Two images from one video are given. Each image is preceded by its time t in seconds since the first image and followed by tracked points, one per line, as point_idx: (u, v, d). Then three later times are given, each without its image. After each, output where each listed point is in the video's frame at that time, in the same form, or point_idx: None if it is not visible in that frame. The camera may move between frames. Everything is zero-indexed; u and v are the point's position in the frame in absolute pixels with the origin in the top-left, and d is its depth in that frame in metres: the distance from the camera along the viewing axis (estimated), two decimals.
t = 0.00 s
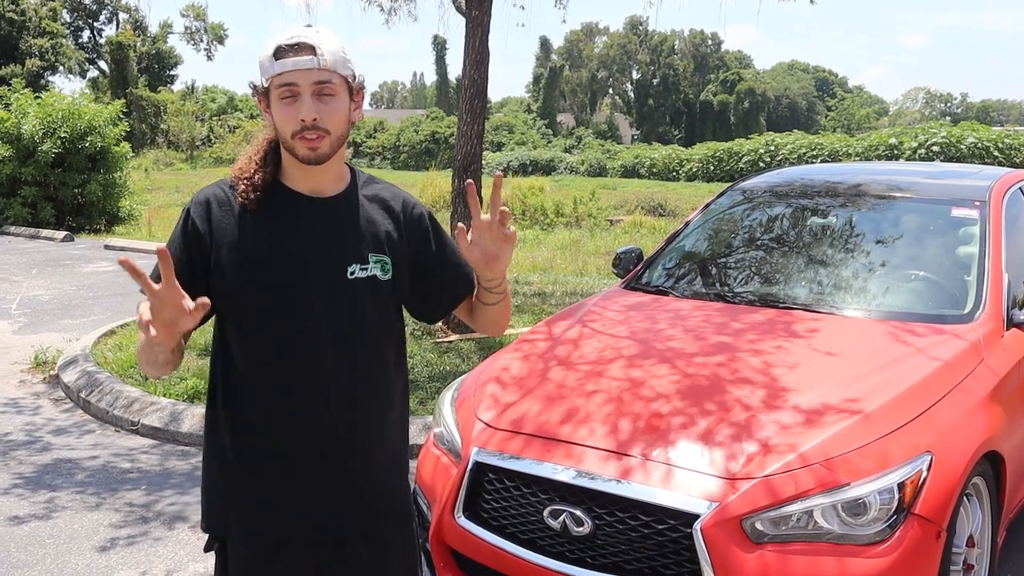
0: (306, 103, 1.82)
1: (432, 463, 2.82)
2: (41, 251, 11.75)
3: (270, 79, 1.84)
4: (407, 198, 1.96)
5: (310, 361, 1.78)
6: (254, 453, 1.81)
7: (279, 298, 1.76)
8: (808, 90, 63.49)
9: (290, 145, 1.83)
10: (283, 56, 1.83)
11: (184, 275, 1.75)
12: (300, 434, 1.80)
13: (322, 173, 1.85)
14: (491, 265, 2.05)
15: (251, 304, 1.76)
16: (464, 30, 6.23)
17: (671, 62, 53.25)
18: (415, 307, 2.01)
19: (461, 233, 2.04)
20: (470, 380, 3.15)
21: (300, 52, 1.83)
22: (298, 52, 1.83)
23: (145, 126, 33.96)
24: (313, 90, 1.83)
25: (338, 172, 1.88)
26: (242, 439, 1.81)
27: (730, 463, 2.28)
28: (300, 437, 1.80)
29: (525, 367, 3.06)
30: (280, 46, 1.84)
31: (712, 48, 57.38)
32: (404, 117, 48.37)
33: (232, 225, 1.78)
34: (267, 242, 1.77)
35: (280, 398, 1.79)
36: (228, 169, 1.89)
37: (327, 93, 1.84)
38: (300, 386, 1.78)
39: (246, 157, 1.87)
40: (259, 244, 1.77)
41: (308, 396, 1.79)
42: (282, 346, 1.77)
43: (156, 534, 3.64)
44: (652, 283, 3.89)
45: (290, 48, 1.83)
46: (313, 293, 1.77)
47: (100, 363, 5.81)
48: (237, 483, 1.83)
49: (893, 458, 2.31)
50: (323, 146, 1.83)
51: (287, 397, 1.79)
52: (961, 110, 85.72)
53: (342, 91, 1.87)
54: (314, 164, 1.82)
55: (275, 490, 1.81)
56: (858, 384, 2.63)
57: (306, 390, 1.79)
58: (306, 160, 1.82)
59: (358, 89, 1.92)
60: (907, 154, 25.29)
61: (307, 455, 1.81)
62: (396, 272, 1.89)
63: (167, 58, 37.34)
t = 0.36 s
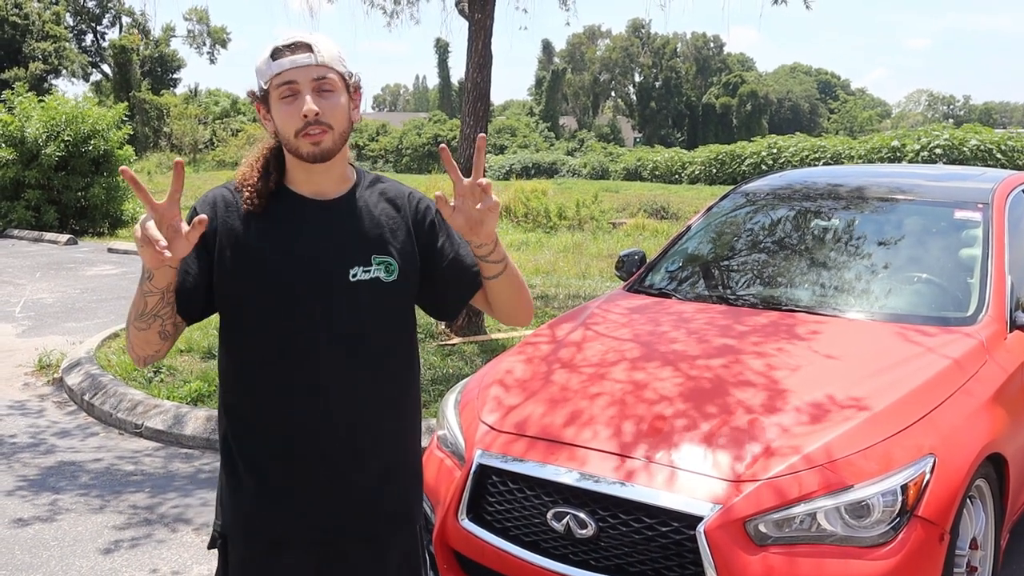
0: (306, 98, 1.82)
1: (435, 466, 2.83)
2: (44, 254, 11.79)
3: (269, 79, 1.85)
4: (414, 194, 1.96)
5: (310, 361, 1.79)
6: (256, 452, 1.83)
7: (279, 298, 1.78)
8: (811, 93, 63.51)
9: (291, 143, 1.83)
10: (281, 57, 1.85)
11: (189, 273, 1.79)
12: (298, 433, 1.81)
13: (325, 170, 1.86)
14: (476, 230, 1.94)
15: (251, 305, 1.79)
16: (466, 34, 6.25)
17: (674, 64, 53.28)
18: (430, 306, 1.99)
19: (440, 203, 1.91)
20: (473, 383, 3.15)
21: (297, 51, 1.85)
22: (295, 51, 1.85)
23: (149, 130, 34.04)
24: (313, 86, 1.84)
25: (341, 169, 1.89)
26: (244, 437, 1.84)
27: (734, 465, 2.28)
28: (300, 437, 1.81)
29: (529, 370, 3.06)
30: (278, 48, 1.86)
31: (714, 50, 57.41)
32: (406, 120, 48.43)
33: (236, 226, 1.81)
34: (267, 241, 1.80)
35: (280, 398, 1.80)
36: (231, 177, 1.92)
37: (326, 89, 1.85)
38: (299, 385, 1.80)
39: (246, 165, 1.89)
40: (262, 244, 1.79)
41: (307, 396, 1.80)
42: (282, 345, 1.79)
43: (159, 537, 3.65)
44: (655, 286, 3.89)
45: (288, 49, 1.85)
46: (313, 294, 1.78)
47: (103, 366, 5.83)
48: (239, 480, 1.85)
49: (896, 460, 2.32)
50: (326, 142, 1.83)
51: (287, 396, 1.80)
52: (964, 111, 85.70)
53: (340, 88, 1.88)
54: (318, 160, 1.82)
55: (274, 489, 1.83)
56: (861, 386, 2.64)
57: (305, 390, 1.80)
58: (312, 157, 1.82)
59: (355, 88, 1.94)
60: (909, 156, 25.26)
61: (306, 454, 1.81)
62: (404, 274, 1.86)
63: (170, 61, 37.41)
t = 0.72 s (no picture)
0: (319, 100, 1.83)
1: (443, 469, 2.84)
2: (53, 258, 11.85)
3: (288, 77, 1.87)
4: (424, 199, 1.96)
5: (319, 365, 1.80)
6: (266, 455, 1.84)
7: (290, 304, 1.80)
8: (818, 97, 63.51)
9: (300, 143, 1.85)
10: (303, 57, 1.87)
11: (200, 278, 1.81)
12: (307, 438, 1.82)
13: (332, 177, 1.87)
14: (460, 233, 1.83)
15: (261, 310, 1.81)
16: (474, 38, 6.27)
17: (681, 68, 53.27)
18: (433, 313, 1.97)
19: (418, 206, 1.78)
20: (482, 387, 3.16)
21: (320, 53, 1.87)
22: (317, 54, 1.87)
23: (156, 134, 34.16)
24: (329, 89, 1.85)
25: (349, 176, 1.89)
26: (253, 441, 1.86)
27: (743, 468, 2.29)
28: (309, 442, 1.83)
29: (537, 373, 3.07)
30: (301, 49, 1.88)
31: (720, 55, 57.39)
32: (413, 124, 48.52)
33: (247, 232, 1.83)
34: (276, 246, 1.81)
35: (290, 403, 1.82)
36: (245, 178, 1.95)
37: (342, 94, 1.86)
38: (309, 390, 1.81)
39: (261, 167, 1.92)
40: (274, 250, 1.81)
41: (316, 401, 1.82)
42: (291, 351, 1.81)
43: (168, 540, 3.67)
44: (662, 290, 3.90)
45: (311, 50, 1.88)
46: (323, 299, 1.80)
47: (112, 369, 5.87)
48: (249, 483, 1.87)
49: (904, 464, 2.32)
50: (334, 148, 1.84)
51: (296, 401, 1.82)
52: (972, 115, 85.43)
53: (358, 95, 1.88)
54: (324, 164, 1.83)
55: (283, 493, 1.84)
56: (869, 390, 2.64)
57: (314, 395, 1.82)
58: (319, 160, 1.83)
59: (375, 97, 1.94)
60: (917, 160, 25.21)
61: (314, 459, 1.83)
62: (410, 279, 1.87)
63: (178, 66, 37.56)
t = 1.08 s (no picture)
0: (333, 108, 1.85)
1: (450, 476, 2.85)
2: (60, 265, 11.90)
3: (305, 83, 1.88)
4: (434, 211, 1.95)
5: (327, 370, 1.82)
6: (273, 458, 1.86)
7: (299, 310, 1.81)
8: (823, 104, 63.56)
9: (314, 150, 1.87)
10: (319, 63, 1.88)
11: (212, 283, 1.84)
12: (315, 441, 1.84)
13: (346, 185, 1.89)
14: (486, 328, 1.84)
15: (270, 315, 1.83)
16: (481, 46, 6.29)
17: (686, 75, 53.33)
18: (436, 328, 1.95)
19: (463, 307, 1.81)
20: (489, 393, 3.18)
21: (336, 60, 1.87)
22: (334, 60, 1.87)
23: (163, 141, 34.29)
24: (344, 97, 1.86)
25: (363, 185, 1.90)
26: (262, 444, 1.88)
27: (750, 475, 2.29)
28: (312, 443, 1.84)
29: (544, 380, 3.08)
30: (318, 54, 1.89)
31: (726, 62, 57.45)
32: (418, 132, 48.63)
33: (258, 239, 1.85)
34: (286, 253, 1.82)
35: (298, 408, 1.84)
36: (259, 186, 1.97)
37: (356, 102, 1.87)
38: (313, 391, 1.83)
39: (275, 174, 1.94)
40: (285, 257, 1.82)
41: (324, 406, 1.83)
42: (299, 357, 1.82)
43: (175, 546, 3.68)
44: (668, 297, 3.91)
45: (328, 57, 1.88)
46: (331, 305, 1.81)
47: (119, 376, 5.89)
48: (258, 486, 1.89)
49: (911, 471, 2.32)
50: (346, 155, 1.86)
51: (304, 406, 1.83)
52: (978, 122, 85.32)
53: (373, 103, 1.89)
54: (336, 171, 1.86)
55: (290, 496, 1.86)
56: (876, 396, 2.64)
57: (321, 399, 1.83)
58: (330, 167, 1.86)
59: (393, 106, 1.94)
60: (923, 167, 25.19)
61: (318, 462, 1.84)
62: (419, 287, 1.88)
63: (184, 73, 37.74)
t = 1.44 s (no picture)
0: (379, 114, 1.86)
1: (457, 477, 2.85)
2: (68, 268, 11.94)
3: (344, 83, 1.86)
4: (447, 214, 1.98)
5: (339, 370, 1.83)
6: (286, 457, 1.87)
7: (313, 311, 1.83)
8: (830, 107, 63.48)
9: (351, 152, 1.88)
10: (362, 67, 1.87)
11: (227, 284, 1.85)
12: (326, 441, 1.84)
13: (371, 188, 1.90)
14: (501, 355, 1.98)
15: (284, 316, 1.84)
16: (487, 47, 6.30)
17: (692, 77, 53.32)
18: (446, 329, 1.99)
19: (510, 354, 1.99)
20: (495, 395, 3.18)
21: (379, 65, 1.88)
22: (377, 65, 1.88)
23: (170, 144, 34.39)
24: (387, 103, 1.88)
25: (384, 187, 1.92)
26: (275, 443, 1.89)
27: (757, 477, 2.29)
28: (320, 443, 1.85)
29: (550, 382, 3.08)
30: (358, 56, 1.88)
31: (732, 64, 57.40)
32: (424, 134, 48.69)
33: (273, 240, 1.85)
34: (301, 255, 1.83)
35: (311, 409, 1.85)
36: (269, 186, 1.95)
37: (395, 109, 1.89)
38: (323, 390, 1.84)
39: (292, 173, 1.93)
40: (299, 258, 1.83)
41: (336, 406, 1.84)
42: (313, 357, 1.83)
43: (182, 547, 3.69)
44: (675, 298, 3.91)
45: (370, 60, 1.88)
46: (344, 306, 1.82)
47: (126, 378, 5.91)
48: (271, 486, 1.90)
49: (918, 473, 2.32)
50: (383, 160, 1.89)
51: (316, 406, 1.84)
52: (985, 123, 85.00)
53: (404, 110, 1.93)
54: (372, 175, 1.88)
55: (302, 496, 1.86)
56: (882, 398, 2.64)
57: (333, 398, 1.84)
58: (368, 171, 1.87)
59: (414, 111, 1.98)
60: (930, 169, 25.10)
61: (329, 462, 1.85)
62: (431, 289, 1.90)
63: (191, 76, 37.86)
